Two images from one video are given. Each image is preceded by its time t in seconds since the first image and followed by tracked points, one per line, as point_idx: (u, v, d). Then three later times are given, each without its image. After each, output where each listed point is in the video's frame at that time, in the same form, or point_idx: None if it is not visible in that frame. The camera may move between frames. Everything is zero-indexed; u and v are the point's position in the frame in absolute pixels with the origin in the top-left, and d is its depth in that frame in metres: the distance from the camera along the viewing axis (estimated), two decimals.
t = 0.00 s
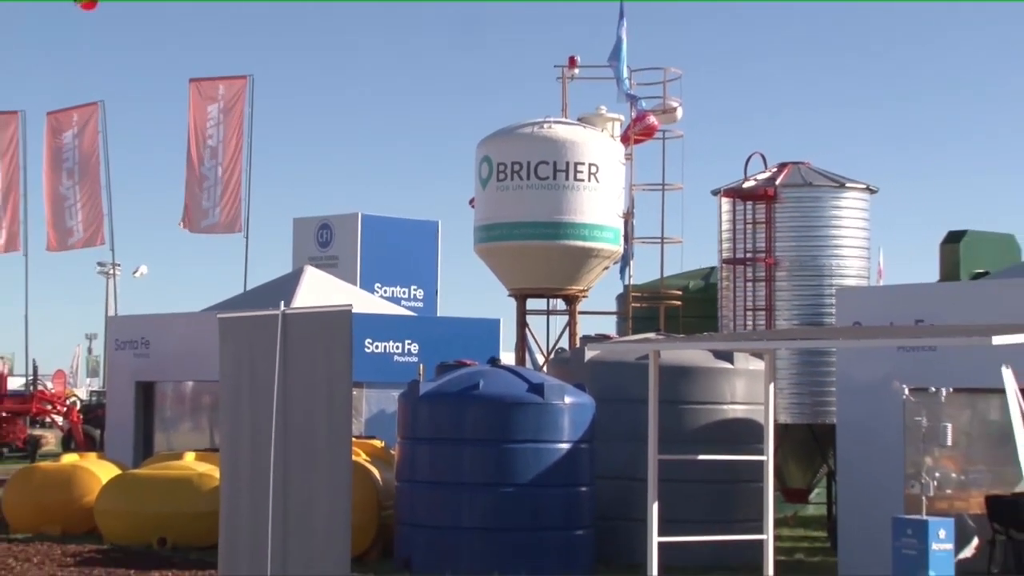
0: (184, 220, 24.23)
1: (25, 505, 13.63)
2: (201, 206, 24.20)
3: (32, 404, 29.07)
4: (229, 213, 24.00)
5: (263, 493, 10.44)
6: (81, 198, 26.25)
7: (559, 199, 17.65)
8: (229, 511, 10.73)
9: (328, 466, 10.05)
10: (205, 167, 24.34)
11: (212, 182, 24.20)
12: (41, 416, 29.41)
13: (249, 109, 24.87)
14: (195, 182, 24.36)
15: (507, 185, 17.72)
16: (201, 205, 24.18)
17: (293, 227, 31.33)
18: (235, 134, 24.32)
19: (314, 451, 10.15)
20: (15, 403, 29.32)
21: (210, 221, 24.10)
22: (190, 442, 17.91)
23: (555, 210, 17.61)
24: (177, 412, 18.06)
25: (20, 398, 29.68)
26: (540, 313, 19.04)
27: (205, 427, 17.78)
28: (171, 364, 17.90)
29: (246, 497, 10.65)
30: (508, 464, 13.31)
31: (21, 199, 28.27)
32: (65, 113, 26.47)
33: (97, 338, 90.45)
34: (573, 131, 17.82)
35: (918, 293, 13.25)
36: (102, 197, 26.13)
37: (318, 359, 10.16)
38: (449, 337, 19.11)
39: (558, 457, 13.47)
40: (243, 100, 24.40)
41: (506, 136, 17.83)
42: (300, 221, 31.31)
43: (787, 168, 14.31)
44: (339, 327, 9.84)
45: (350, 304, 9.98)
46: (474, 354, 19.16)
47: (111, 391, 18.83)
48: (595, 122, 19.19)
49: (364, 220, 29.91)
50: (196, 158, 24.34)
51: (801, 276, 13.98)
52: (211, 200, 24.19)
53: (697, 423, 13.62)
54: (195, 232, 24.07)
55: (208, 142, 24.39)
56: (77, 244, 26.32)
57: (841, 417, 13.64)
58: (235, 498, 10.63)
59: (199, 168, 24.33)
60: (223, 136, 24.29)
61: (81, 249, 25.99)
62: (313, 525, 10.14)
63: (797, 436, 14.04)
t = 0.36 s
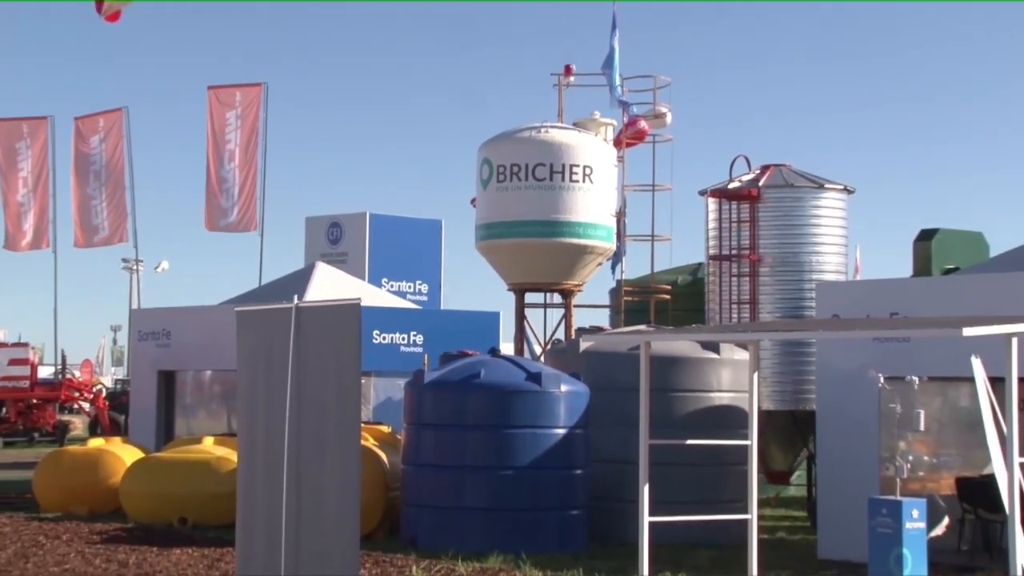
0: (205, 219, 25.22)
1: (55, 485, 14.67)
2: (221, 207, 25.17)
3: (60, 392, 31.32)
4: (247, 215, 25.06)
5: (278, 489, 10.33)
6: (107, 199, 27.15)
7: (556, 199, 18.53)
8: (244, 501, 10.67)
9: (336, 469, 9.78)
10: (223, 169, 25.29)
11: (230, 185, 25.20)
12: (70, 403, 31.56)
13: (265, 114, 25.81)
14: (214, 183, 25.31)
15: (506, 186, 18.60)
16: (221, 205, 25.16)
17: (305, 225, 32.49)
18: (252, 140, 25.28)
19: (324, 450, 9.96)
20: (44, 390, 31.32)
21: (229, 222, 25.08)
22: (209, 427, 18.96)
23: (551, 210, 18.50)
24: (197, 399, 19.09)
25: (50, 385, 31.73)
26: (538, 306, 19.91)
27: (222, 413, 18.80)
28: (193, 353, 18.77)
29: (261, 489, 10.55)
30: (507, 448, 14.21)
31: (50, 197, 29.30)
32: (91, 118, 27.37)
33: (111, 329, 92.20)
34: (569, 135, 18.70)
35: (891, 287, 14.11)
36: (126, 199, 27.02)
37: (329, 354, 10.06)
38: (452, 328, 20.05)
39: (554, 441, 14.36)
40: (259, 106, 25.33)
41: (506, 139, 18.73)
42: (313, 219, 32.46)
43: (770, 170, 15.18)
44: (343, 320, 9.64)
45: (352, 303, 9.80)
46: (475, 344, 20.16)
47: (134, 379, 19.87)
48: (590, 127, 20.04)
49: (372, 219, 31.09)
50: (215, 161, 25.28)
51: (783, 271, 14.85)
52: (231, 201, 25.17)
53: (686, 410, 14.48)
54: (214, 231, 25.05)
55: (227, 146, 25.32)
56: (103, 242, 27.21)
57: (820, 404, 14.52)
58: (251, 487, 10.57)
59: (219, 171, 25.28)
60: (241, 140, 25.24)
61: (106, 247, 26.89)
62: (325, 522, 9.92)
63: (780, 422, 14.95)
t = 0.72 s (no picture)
0: (226, 216, 26.18)
1: (86, 467, 15.67)
2: (242, 204, 26.11)
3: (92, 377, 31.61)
4: (266, 215, 26.01)
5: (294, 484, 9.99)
6: (135, 197, 28.04)
7: (557, 198, 19.41)
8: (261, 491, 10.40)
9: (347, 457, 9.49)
10: (243, 171, 26.22)
11: (249, 186, 26.13)
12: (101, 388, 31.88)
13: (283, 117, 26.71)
14: (235, 183, 26.26)
15: (510, 185, 19.49)
16: (241, 203, 26.11)
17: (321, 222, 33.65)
18: (271, 143, 26.15)
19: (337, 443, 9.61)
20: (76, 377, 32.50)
21: (249, 220, 26.03)
22: (229, 411, 20.05)
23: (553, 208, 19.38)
24: (219, 385, 20.19)
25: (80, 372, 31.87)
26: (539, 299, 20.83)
27: (242, 399, 19.86)
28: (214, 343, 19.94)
29: (279, 474, 10.29)
30: (511, 431, 15.12)
31: (81, 194, 30.23)
32: (121, 121, 28.30)
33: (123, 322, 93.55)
34: (569, 137, 19.57)
35: (873, 281, 14.99)
36: (153, 198, 27.88)
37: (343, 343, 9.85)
38: (459, 318, 20.97)
39: (555, 426, 15.29)
40: (278, 112, 26.22)
41: (509, 140, 19.61)
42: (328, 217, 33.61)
43: (759, 171, 16.05)
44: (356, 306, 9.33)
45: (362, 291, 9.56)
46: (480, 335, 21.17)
47: (160, 367, 21.00)
48: (589, 129, 20.93)
49: (384, 216, 32.19)
50: (237, 163, 26.22)
51: (771, 265, 15.74)
52: (251, 200, 26.10)
53: (680, 396, 15.37)
54: (234, 229, 26.01)
55: (247, 148, 26.25)
56: (130, 238, 28.05)
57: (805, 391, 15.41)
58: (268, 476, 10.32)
59: (240, 172, 26.21)
60: (260, 144, 26.13)
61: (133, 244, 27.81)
62: (339, 510, 9.57)
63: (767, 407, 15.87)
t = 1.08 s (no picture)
0: (244, 214, 27.22)
1: (111, 450, 16.68)
2: (258, 203, 27.11)
3: (115, 365, 32.74)
4: (280, 213, 27.05)
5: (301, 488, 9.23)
6: (160, 197, 28.89)
7: (554, 196, 20.33)
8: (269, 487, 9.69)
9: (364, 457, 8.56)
10: (259, 170, 27.23)
11: (264, 184, 27.14)
12: (124, 376, 33.24)
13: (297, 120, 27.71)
14: (252, 182, 27.27)
15: (510, 184, 20.40)
16: (258, 201, 27.12)
17: (332, 219, 34.88)
18: (286, 146, 27.23)
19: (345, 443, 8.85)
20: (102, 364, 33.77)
21: (266, 217, 27.06)
22: (245, 397, 21.43)
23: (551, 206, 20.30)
24: (235, 372, 21.57)
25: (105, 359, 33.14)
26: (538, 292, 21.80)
27: (257, 386, 21.21)
28: (231, 333, 21.38)
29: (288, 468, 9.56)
30: (512, 416, 16.07)
31: (107, 194, 31.10)
32: (143, 125, 29.29)
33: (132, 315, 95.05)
34: (566, 138, 20.47)
35: (852, 276, 15.91)
36: (175, 196, 28.71)
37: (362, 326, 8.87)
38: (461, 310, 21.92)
39: (553, 412, 16.24)
40: (291, 115, 27.20)
41: (510, 142, 20.52)
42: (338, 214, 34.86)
43: (745, 171, 16.96)
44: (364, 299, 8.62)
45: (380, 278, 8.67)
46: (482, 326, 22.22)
47: (179, 353, 22.34)
48: (585, 131, 21.87)
49: (391, 213, 33.44)
50: (253, 163, 27.21)
51: (757, 261, 16.67)
52: (267, 198, 27.13)
53: (670, 383, 16.31)
54: (252, 226, 27.01)
55: (262, 149, 27.24)
56: (152, 234, 28.78)
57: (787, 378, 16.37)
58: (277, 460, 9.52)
59: (256, 171, 27.22)
60: (274, 146, 27.15)
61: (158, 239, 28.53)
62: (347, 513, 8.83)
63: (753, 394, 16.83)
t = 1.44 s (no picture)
0: (257, 214, 28.36)
1: (131, 436, 17.69)
2: (270, 203, 28.28)
3: (136, 356, 34.78)
4: (291, 212, 28.14)
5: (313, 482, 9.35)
6: (178, 196, 29.77)
7: (550, 198, 21.27)
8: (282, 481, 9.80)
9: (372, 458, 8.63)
10: (270, 172, 28.38)
11: (275, 185, 28.28)
12: (143, 368, 35.07)
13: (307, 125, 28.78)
14: (263, 184, 28.41)
15: (508, 186, 21.35)
16: (270, 202, 28.28)
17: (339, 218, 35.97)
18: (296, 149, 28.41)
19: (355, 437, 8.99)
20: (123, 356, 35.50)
21: (278, 216, 28.23)
22: (258, 386, 22.56)
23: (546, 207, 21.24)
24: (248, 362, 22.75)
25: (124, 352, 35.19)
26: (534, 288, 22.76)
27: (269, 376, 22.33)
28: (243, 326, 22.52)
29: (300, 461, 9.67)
30: (510, 405, 17.01)
31: (125, 196, 32.09)
32: (161, 130, 30.29)
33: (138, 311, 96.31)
34: (561, 142, 21.42)
35: (831, 273, 16.87)
36: (191, 198, 29.60)
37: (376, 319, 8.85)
38: (461, 304, 22.91)
39: (549, 402, 17.21)
40: (301, 120, 28.22)
41: (508, 145, 21.47)
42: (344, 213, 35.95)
43: (730, 174, 17.92)
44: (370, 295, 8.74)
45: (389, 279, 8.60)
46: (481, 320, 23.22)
47: (195, 346, 23.55)
48: (579, 136, 22.84)
49: (396, 214, 34.50)
50: (265, 166, 28.35)
51: (741, 258, 17.62)
52: (278, 198, 28.29)
53: (659, 374, 17.25)
54: (265, 226, 28.17)
55: (274, 152, 28.38)
56: (169, 233, 29.88)
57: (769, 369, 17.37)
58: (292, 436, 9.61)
59: (268, 173, 28.37)
60: (284, 149, 28.26)
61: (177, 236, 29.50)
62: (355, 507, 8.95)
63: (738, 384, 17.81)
